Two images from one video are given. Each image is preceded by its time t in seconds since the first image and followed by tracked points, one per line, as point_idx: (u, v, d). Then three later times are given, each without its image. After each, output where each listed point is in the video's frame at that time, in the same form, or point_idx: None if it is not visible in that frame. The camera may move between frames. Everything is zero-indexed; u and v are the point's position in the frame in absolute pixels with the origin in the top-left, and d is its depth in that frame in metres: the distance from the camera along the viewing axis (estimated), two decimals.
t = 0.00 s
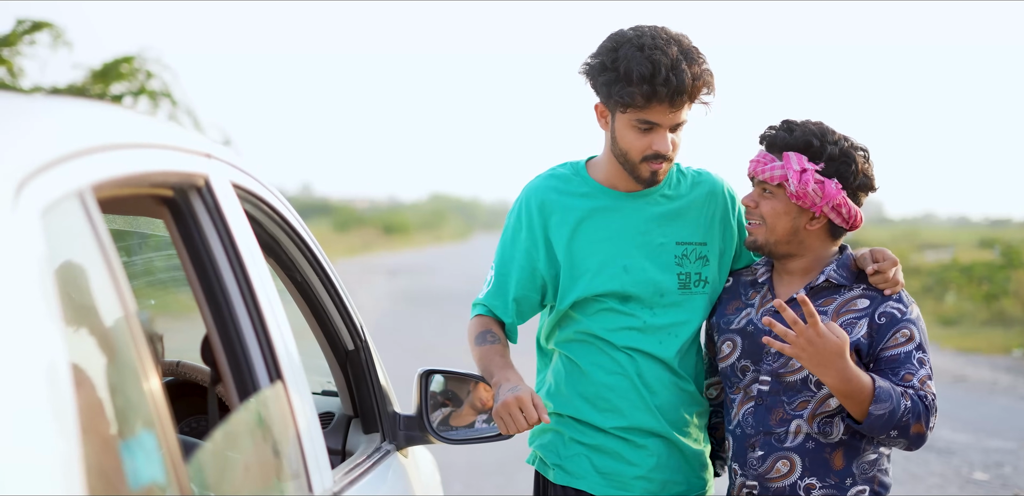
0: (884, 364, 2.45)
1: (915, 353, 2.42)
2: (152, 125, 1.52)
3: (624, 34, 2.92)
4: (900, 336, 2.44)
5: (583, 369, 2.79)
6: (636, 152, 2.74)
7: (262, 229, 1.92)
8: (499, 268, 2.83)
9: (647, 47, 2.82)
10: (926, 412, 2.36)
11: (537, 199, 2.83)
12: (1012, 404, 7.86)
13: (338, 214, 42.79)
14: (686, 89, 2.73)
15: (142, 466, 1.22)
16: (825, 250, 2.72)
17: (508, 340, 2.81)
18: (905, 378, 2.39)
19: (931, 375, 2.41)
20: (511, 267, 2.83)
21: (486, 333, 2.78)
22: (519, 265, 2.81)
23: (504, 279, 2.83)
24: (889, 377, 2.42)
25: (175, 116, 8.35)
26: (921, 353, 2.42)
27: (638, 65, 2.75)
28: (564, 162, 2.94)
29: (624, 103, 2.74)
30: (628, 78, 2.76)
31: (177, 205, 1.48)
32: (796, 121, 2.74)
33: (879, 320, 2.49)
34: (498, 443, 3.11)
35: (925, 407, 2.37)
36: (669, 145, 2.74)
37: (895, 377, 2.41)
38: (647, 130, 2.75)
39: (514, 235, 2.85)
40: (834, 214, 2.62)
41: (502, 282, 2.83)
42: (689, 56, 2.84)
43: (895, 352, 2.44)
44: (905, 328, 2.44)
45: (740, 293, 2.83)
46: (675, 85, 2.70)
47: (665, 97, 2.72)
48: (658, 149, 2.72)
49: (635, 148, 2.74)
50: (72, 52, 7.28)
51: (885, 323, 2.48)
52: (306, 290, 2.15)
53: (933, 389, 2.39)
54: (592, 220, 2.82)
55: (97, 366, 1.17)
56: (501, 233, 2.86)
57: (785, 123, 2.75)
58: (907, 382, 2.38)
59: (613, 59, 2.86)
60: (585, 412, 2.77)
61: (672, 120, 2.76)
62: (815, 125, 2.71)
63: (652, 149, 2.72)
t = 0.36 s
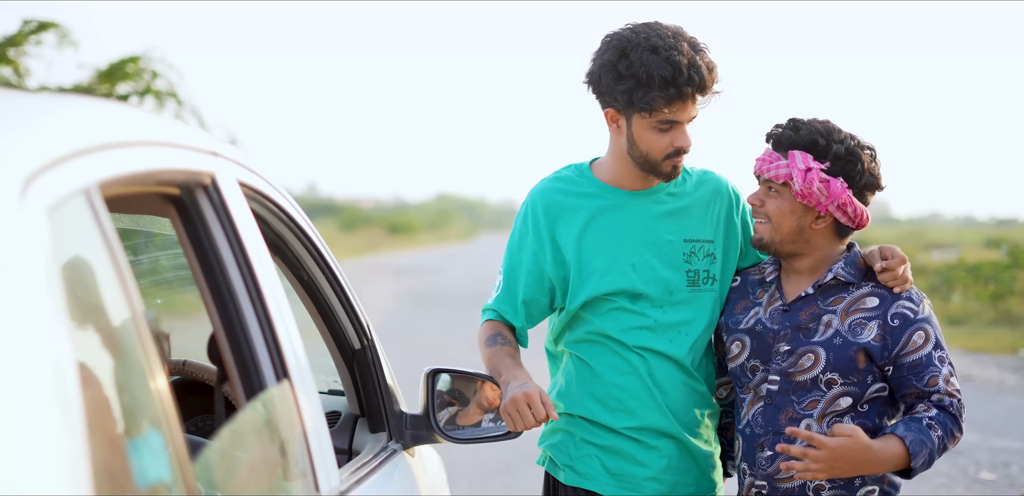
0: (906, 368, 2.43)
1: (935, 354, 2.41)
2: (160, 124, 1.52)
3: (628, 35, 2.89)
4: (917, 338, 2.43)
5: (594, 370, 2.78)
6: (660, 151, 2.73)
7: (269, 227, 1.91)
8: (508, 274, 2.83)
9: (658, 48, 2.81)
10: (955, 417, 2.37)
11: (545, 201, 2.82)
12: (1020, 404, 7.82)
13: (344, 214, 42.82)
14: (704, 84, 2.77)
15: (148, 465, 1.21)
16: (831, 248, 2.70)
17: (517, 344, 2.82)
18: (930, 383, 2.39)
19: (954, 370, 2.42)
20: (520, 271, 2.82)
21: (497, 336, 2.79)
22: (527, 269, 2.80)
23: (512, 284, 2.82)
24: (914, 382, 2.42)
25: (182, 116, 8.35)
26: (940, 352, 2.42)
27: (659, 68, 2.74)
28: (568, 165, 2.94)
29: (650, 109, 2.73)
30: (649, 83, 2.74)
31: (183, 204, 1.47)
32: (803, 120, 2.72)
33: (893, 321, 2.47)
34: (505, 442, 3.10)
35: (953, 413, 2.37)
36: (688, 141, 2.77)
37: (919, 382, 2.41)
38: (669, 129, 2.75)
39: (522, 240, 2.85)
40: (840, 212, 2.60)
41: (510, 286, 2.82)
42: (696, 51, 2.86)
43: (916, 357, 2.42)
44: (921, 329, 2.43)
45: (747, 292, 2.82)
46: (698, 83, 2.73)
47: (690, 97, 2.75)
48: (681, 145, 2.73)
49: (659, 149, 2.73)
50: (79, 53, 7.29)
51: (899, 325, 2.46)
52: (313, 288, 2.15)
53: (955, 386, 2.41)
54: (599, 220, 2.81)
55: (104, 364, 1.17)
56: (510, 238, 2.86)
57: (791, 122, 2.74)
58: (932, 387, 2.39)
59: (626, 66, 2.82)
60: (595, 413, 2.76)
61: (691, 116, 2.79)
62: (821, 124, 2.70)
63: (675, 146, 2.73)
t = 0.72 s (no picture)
0: (903, 373, 2.44)
1: (936, 355, 2.41)
2: (163, 125, 1.52)
3: (630, 38, 2.89)
4: (917, 340, 2.43)
5: (597, 371, 2.78)
6: (664, 153, 2.74)
7: (271, 227, 1.92)
8: (510, 277, 2.83)
9: (662, 50, 2.81)
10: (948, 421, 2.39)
11: (546, 203, 2.82)
12: None
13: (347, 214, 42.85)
14: (708, 85, 2.79)
15: (150, 466, 1.22)
16: (834, 249, 2.70)
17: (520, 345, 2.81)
18: (926, 387, 2.40)
19: (948, 371, 2.43)
20: (521, 274, 2.82)
21: (500, 338, 2.79)
22: (529, 271, 2.80)
23: (514, 286, 2.83)
24: (910, 386, 2.43)
25: (185, 116, 8.35)
26: (940, 354, 2.43)
27: (664, 72, 2.74)
28: (568, 167, 2.94)
29: (656, 112, 2.73)
30: (655, 87, 2.75)
31: (185, 205, 1.47)
32: (803, 122, 2.72)
33: (895, 323, 2.47)
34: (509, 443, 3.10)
35: (945, 432, 2.39)
36: (690, 142, 2.78)
37: (915, 386, 2.41)
38: (672, 130, 2.76)
39: (524, 243, 2.85)
40: (844, 212, 2.60)
41: (511, 289, 2.82)
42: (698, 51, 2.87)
43: (915, 359, 2.42)
44: (921, 332, 2.43)
45: (748, 292, 2.81)
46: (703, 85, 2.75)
47: (695, 98, 2.76)
48: (684, 146, 2.75)
49: (663, 150, 2.74)
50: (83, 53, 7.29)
51: (899, 327, 2.46)
52: (315, 289, 2.15)
53: (950, 389, 2.41)
54: (601, 221, 2.80)
55: (106, 365, 1.17)
56: (512, 241, 2.86)
57: (792, 124, 2.73)
58: (928, 391, 2.40)
59: (630, 70, 2.82)
60: (599, 414, 2.76)
61: (693, 117, 2.80)
62: (823, 125, 2.69)
63: (679, 148, 2.74)
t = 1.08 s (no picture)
0: (902, 375, 2.45)
1: (933, 358, 2.43)
2: (162, 125, 1.52)
3: (631, 45, 2.88)
4: (915, 343, 2.43)
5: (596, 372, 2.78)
6: (661, 159, 2.74)
7: (270, 227, 1.91)
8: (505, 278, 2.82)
9: (662, 58, 2.80)
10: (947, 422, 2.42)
11: (542, 204, 2.82)
12: None
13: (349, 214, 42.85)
14: (708, 93, 2.79)
15: (147, 467, 1.21)
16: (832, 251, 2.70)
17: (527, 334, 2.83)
18: (926, 389, 2.41)
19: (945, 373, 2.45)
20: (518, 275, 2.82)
21: (506, 332, 2.80)
22: (526, 272, 2.80)
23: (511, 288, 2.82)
24: (911, 388, 2.44)
25: (187, 117, 8.35)
26: (937, 356, 2.44)
27: (665, 80, 2.73)
28: (563, 168, 2.93)
29: (655, 120, 2.71)
30: (655, 94, 2.73)
31: (183, 205, 1.47)
32: (803, 122, 2.71)
33: (892, 326, 2.47)
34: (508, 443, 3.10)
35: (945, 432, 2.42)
36: (689, 148, 2.77)
37: (916, 387, 2.43)
38: (670, 136, 2.74)
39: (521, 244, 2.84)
40: (844, 214, 2.60)
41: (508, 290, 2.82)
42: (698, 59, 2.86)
43: (914, 362, 2.43)
44: (918, 334, 2.44)
45: (745, 293, 2.80)
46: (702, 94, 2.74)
47: (694, 106, 2.76)
48: (682, 152, 2.74)
49: (660, 156, 2.73)
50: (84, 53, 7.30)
51: (897, 329, 2.46)
52: (314, 289, 2.15)
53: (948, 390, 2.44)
54: (598, 221, 2.80)
55: (103, 366, 1.17)
56: (508, 243, 2.85)
57: (791, 125, 2.72)
58: (928, 392, 2.41)
59: (630, 77, 2.80)
60: (598, 415, 2.76)
61: (692, 123, 2.78)
62: (822, 126, 2.69)
63: (676, 154, 2.73)
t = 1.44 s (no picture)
0: (898, 375, 2.45)
1: (929, 358, 2.43)
2: (160, 125, 1.52)
3: (617, 52, 2.85)
4: (911, 343, 2.43)
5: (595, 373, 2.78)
6: (657, 161, 2.73)
7: (269, 227, 1.92)
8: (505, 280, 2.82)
9: (649, 63, 2.77)
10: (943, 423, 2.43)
11: (540, 206, 2.82)
12: None
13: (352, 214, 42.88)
14: (698, 96, 2.77)
15: (143, 466, 1.22)
16: (829, 251, 2.70)
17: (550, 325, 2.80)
18: (922, 389, 2.41)
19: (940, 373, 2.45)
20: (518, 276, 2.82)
21: (533, 330, 2.76)
22: (525, 273, 2.80)
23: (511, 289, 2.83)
24: (906, 388, 2.43)
25: (189, 117, 8.37)
26: (933, 356, 2.44)
27: (653, 87, 2.71)
28: (558, 170, 2.93)
29: (647, 127, 2.70)
30: (645, 101, 2.72)
31: (182, 205, 1.48)
32: (802, 122, 2.71)
33: (889, 326, 2.46)
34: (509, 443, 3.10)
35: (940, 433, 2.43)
36: (684, 148, 2.77)
37: (911, 388, 2.42)
38: (664, 138, 2.73)
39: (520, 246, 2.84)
40: (842, 215, 2.60)
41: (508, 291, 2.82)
42: (686, 60, 2.83)
43: (910, 362, 2.43)
44: (915, 335, 2.44)
45: (743, 294, 2.79)
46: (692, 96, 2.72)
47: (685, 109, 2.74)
48: (678, 152, 2.74)
49: (655, 159, 2.73)
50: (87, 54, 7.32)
51: (894, 330, 2.46)
52: (314, 289, 2.14)
53: (943, 391, 2.45)
54: (596, 222, 2.80)
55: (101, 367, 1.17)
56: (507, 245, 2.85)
57: (790, 125, 2.72)
58: (924, 393, 2.41)
59: (618, 85, 2.79)
60: (597, 416, 2.76)
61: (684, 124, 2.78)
62: (821, 126, 2.68)
63: (672, 155, 2.73)
